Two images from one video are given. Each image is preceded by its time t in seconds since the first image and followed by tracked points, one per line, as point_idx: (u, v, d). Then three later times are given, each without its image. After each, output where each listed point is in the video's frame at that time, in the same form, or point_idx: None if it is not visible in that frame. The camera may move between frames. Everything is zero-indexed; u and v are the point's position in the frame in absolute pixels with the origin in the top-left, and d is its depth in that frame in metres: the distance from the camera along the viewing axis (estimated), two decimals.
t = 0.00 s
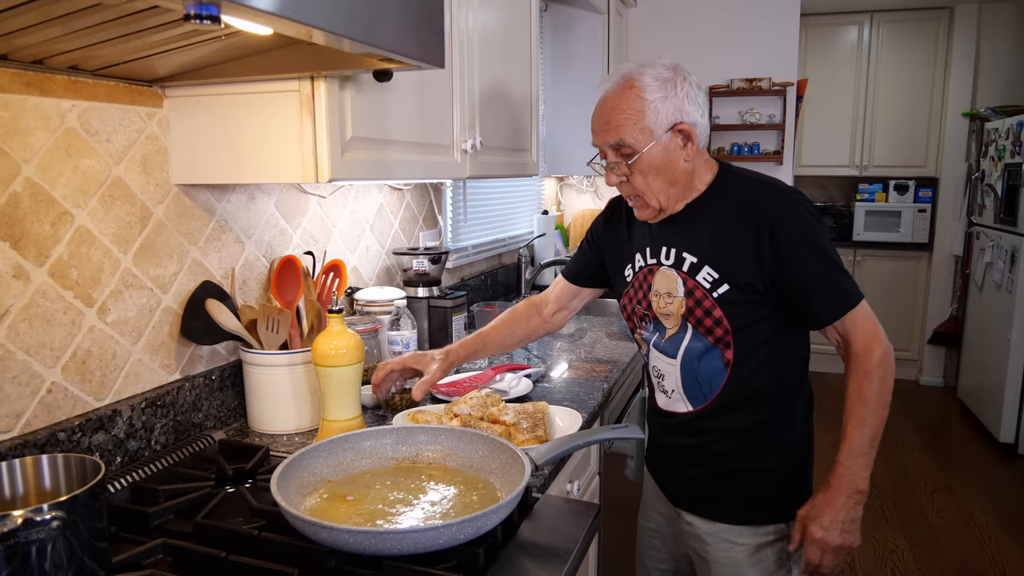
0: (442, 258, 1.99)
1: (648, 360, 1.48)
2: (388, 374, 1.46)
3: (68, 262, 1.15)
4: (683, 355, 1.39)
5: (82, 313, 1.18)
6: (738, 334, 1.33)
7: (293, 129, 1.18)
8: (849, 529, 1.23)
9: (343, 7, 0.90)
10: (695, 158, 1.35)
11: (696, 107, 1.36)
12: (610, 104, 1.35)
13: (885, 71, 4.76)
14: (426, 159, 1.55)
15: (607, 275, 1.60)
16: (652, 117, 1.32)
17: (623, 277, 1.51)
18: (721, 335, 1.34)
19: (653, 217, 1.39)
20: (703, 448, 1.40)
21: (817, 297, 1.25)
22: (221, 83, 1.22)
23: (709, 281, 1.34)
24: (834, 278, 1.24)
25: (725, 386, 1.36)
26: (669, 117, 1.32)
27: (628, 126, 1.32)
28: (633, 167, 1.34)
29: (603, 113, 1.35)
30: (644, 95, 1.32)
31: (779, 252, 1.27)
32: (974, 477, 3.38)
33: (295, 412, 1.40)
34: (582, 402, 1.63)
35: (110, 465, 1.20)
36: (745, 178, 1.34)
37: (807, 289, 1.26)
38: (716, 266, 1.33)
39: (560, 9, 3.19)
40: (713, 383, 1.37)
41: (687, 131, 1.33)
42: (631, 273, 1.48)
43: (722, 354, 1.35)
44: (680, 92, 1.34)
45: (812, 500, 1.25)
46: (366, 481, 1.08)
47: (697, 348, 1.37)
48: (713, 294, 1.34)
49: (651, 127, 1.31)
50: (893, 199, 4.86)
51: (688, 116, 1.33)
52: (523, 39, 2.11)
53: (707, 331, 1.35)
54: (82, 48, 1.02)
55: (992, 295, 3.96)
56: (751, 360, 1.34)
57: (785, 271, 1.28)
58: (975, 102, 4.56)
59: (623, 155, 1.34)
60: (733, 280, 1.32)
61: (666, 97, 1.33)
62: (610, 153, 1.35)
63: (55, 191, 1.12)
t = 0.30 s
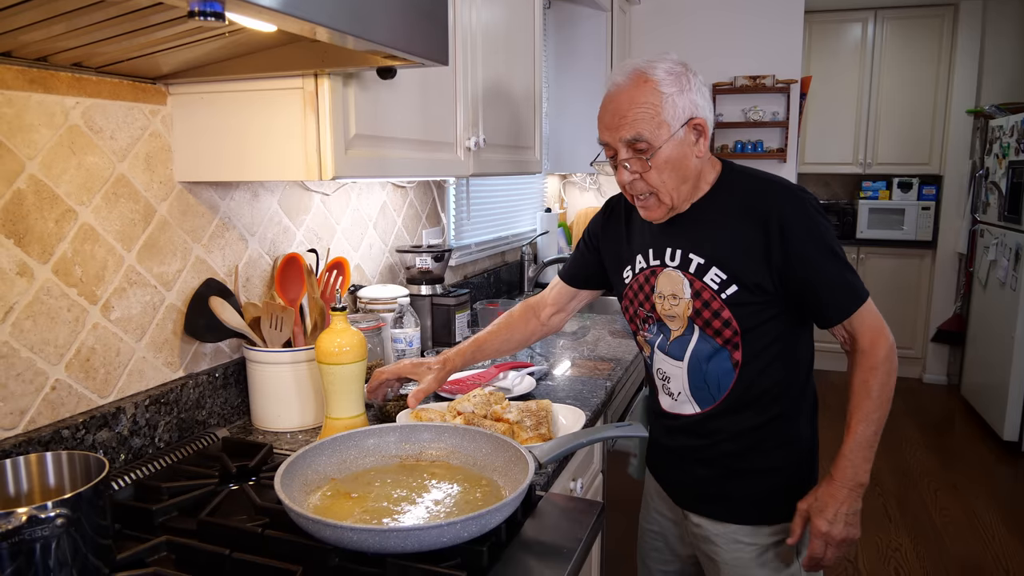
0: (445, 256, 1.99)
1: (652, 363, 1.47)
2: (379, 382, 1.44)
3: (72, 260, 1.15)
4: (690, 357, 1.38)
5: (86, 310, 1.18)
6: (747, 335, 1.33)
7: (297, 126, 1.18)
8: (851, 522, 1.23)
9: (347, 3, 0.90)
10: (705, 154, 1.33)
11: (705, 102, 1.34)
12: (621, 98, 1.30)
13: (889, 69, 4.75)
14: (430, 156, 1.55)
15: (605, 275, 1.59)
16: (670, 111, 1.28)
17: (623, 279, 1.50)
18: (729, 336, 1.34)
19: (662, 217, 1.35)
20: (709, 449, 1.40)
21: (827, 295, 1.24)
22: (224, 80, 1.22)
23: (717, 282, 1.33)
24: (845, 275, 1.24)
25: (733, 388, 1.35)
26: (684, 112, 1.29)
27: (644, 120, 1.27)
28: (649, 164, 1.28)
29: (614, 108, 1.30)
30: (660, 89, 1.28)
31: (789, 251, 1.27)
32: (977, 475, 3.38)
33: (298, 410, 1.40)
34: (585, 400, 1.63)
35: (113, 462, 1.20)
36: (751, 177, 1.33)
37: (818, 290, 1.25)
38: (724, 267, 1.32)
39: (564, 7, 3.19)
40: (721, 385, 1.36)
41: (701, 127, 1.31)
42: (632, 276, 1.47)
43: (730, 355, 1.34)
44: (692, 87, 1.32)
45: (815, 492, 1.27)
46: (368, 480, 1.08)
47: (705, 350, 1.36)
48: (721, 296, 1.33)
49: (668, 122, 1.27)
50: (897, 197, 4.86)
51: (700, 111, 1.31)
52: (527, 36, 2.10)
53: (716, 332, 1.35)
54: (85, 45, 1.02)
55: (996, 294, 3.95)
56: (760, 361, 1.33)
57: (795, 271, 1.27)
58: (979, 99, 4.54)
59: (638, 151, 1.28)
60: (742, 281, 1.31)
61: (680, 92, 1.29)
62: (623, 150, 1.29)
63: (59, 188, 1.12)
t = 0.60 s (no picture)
0: (447, 256, 1.99)
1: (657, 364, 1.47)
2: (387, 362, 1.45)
3: (75, 260, 1.15)
4: (696, 360, 1.38)
5: (88, 311, 1.18)
6: (753, 339, 1.32)
7: (299, 126, 1.18)
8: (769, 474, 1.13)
9: (350, 3, 0.90)
10: (717, 154, 1.33)
11: (719, 101, 1.34)
12: (636, 93, 1.29)
13: (891, 67, 4.74)
14: (431, 156, 1.55)
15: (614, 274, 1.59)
16: (686, 107, 1.27)
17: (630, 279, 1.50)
18: (736, 340, 1.33)
19: (671, 215, 1.34)
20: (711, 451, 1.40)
21: (829, 301, 1.22)
22: (226, 80, 1.22)
23: (724, 285, 1.32)
24: (851, 281, 1.22)
25: (738, 392, 1.35)
26: (699, 109, 1.28)
27: (659, 114, 1.26)
28: (662, 160, 1.27)
29: (629, 102, 1.29)
30: (676, 84, 1.27)
31: (795, 254, 1.26)
32: (980, 474, 3.37)
33: (300, 409, 1.40)
34: (587, 400, 1.63)
35: (116, 462, 1.20)
36: (761, 178, 1.32)
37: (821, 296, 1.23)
38: (732, 269, 1.31)
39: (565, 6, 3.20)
40: (727, 389, 1.36)
41: (715, 125, 1.30)
42: (639, 274, 1.47)
43: (737, 360, 1.34)
44: (707, 85, 1.32)
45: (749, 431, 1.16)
46: (372, 479, 1.08)
47: (711, 353, 1.36)
48: (728, 298, 1.32)
49: (683, 118, 1.27)
50: (899, 196, 4.85)
51: (715, 109, 1.31)
52: (528, 36, 2.10)
53: (722, 335, 1.34)
54: (87, 46, 1.02)
55: (998, 292, 3.94)
56: (766, 364, 1.33)
57: (800, 275, 1.26)
58: (982, 97, 4.53)
59: (651, 147, 1.27)
60: (749, 284, 1.30)
61: (695, 89, 1.29)
62: (636, 145, 1.28)
63: (62, 189, 1.13)
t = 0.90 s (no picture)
0: (448, 256, 1.99)
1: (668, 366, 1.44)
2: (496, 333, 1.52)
3: (76, 259, 1.15)
4: (707, 366, 1.33)
5: (89, 310, 1.18)
6: (767, 351, 1.26)
7: (300, 126, 1.18)
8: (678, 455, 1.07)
9: (353, 3, 0.91)
10: (750, 146, 1.22)
11: (758, 89, 1.22)
12: (667, 78, 1.18)
13: (892, 67, 4.74)
14: (433, 156, 1.55)
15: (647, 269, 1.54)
16: (721, 95, 1.16)
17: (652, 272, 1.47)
18: (749, 349, 1.27)
19: (699, 211, 1.25)
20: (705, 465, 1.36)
21: (831, 321, 1.13)
22: (228, 80, 1.22)
23: (743, 290, 1.25)
24: (868, 301, 1.13)
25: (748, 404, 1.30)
26: (735, 98, 1.17)
27: (690, 102, 1.15)
28: (693, 151, 1.17)
29: (658, 88, 1.18)
30: (711, 70, 1.16)
31: (811, 263, 1.17)
32: (980, 474, 3.37)
33: (301, 409, 1.40)
34: (587, 399, 1.63)
35: (117, 461, 1.20)
36: (795, 178, 1.23)
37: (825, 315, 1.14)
38: (751, 274, 1.24)
39: (566, 6, 3.20)
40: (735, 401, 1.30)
41: (751, 116, 1.19)
42: (660, 268, 1.43)
43: (748, 371, 1.28)
44: (745, 71, 1.20)
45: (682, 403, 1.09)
46: (372, 480, 1.07)
47: (723, 361, 1.31)
48: (745, 306, 1.25)
49: (716, 107, 1.16)
50: (900, 195, 4.84)
51: (752, 98, 1.20)
52: (530, 35, 2.10)
53: (734, 342, 1.28)
54: (89, 45, 1.02)
55: (999, 292, 3.94)
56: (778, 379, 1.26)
57: (811, 287, 1.17)
58: (983, 97, 4.52)
59: (680, 137, 1.17)
60: (768, 292, 1.23)
61: (733, 75, 1.18)
62: (664, 134, 1.17)
63: (63, 188, 1.13)
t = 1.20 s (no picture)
0: (449, 255, 2.00)
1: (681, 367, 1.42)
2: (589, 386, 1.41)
3: (78, 259, 1.15)
4: (721, 370, 1.31)
5: (92, 310, 1.18)
6: (785, 360, 1.23)
7: (301, 125, 1.18)
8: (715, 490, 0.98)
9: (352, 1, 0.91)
10: (785, 143, 1.18)
11: (789, 81, 1.17)
12: (695, 82, 1.12)
13: (893, 65, 4.74)
14: (434, 155, 1.55)
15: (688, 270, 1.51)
16: (756, 98, 1.11)
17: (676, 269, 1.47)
18: (766, 357, 1.24)
19: (733, 214, 1.22)
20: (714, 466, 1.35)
21: (848, 333, 1.09)
22: (229, 80, 1.22)
23: (764, 296, 1.23)
24: (897, 315, 1.07)
25: (762, 413, 1.27)
26: (769, 99, 1.12)
27: (725, 108, 1.10)
28: (729, 159, 1.12)
29: (687, 94, 1.12)
30: (743, 71, 1.11)
31: (834, 270, 1.13)
32: (983, 472, 3.36)
33: (302, 408, 1.40)
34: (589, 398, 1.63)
35: (120, 461, 1.20)
36: (831, 182, 1.17)
37: (845, 326, 1.09)
38: (773, 279, 1.22)
39: (567, 5, 3.20)
40: (750, 408, 1.28)
41: (786, 114, 1.15)
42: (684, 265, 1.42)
43: (765, 378, 1.26)
44: (777, 66, 1.15)
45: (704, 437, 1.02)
46: (374, 479, 1.07)
47: (738, 367, 1.28)
48: (765, 312, 1.23)
49: (752, 110, 1.11)
50: (901, 194, 4.84)
51: (786, 95, 1.15)
52: (531, 34, 2.10)
53: (752, 349, 1.26)
54: (89, 46, 1.02)
55: (1002, 290, 3.93)
56: (796, 391, 1.24)
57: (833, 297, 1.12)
58: (985, 95, 4.51)
59: (715, 146, 1.12)
60: (790, 300, 1.20)
61: (766, 74, 1.12)
62: (697, 143, 1.12)
63: (65, 188, 1.13)
